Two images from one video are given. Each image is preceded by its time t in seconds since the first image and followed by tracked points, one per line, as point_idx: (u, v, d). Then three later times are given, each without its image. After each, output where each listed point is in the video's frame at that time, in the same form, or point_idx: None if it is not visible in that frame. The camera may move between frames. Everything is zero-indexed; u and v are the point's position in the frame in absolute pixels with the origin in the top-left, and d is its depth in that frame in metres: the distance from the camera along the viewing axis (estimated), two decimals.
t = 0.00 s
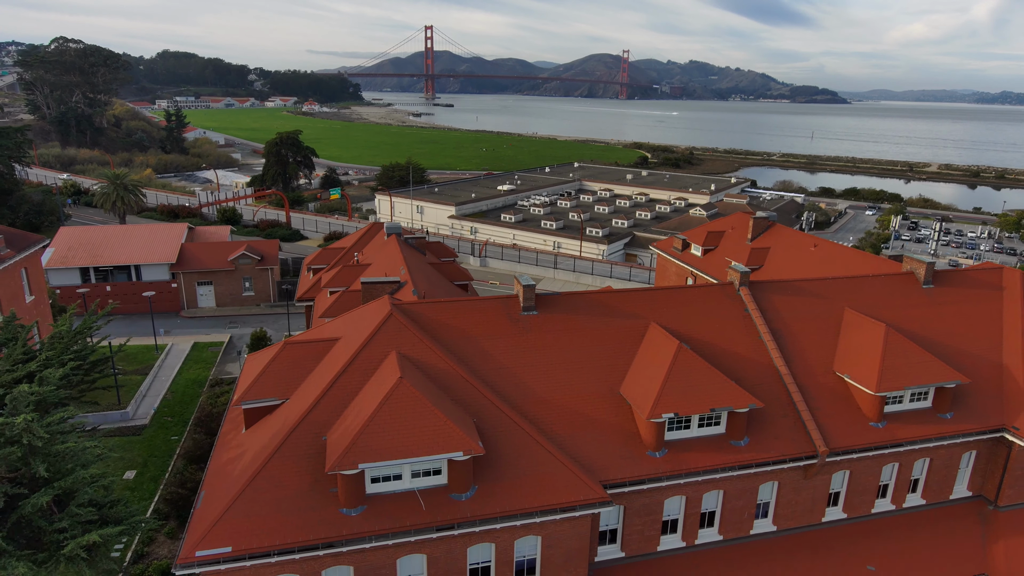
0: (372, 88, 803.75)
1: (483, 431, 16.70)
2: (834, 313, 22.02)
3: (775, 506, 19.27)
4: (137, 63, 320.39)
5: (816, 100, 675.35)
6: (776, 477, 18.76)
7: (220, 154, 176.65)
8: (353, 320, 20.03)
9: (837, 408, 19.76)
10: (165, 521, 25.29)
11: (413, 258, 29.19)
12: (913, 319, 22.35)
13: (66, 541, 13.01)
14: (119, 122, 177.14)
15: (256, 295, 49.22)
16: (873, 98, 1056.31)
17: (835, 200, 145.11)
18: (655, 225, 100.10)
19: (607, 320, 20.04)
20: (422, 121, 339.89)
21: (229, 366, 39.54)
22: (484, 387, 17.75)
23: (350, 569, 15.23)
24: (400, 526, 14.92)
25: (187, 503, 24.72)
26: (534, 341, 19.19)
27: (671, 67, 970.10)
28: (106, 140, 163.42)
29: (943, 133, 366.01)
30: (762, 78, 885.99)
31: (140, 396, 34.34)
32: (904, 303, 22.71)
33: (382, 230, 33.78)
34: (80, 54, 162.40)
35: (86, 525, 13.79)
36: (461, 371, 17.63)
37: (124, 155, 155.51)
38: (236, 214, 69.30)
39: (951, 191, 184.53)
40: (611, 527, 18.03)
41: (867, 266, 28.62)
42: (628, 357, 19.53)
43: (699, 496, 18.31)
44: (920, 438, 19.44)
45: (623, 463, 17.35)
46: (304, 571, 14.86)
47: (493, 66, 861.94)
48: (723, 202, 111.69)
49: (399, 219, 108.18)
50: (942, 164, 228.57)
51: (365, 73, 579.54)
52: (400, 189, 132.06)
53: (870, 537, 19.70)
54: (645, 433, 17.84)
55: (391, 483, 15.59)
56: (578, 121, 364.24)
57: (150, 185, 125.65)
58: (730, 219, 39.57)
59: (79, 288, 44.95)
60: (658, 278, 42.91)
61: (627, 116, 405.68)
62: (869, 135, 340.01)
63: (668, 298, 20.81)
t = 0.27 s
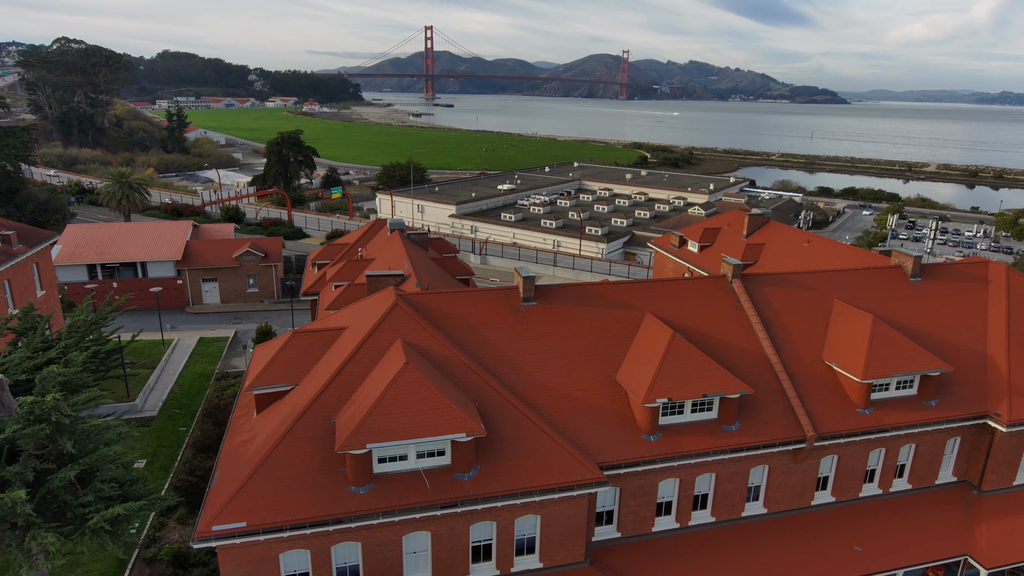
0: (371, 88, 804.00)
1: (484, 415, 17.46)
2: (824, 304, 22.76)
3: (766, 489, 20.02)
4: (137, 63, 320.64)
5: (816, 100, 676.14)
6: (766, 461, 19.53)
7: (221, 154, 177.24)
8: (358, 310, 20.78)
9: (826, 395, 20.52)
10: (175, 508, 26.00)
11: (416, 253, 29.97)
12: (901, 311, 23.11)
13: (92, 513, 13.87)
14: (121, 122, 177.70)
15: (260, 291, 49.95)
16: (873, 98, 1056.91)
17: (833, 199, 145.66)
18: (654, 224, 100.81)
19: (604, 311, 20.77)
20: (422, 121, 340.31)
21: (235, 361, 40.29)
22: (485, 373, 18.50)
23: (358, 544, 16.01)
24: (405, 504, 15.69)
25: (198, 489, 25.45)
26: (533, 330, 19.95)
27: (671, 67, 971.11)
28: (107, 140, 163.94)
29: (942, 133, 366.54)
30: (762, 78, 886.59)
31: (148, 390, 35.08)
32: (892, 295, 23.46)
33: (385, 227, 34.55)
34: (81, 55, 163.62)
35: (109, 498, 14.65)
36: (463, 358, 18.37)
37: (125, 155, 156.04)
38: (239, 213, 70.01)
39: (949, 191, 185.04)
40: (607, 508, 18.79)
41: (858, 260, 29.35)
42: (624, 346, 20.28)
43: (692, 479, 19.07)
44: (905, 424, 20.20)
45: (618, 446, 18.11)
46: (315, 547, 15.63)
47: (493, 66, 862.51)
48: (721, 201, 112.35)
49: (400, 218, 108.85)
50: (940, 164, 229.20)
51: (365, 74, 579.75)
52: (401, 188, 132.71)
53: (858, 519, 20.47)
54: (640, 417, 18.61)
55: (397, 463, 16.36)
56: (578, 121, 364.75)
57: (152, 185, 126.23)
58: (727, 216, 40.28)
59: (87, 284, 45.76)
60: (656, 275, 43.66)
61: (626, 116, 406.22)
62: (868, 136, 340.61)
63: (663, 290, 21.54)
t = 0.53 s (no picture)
0: (372, 88, 804.43)
1: (486, 400, 18.22)
2: (815, 297, 23.50)
3: (757, 474, 20.78)
4: (138, 64, 320.97)
5: (815, 100, 677.13)
6: (757, 446, 20.27)
7: (222, 155, 177.90)
8: (364, 302, 21.53)
9: (815, 383, 21.26)
10: (184, 496, 26.67)
11: (418, 249, 30.73)
12: (889, 303, 23.87)
13: (115, 490, 14.65)
14: (122, 122, 178.31)
15: (264, 288, 50.74)
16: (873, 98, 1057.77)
17: (832, 199, 146.19)
18: (653, 223, 101.53)
19: (601, 303, 21.52)
20: (422, 121, 340.91)
21: (241, 355, 41.09)
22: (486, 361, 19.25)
23: (365, 523, 16.77)
24: (410, 484, 16.41)
25: (209, 478, 26.21)
26: (532, 320, 20.70)
27: (671, 67, 971.68)
28: (109, 140, 164.53)
29: (941, 133, 367.06)
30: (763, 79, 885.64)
31: (156, 384, 35.83)
32: (880, 288, 24.21)
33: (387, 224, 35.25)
34: (83, 55, 165.05)
35: (130, 477, 15.42)
36: (465, 346, 19.15)
37: (127, 155, 156.64)
38: (242, 211, 70.75)
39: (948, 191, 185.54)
40: (604, 491, 19.55)
41: (849, 254, 30.16)
42: (621, 336, 21.01)
43: (686, 464, 19.82)
44: (891, 411, 20.92)
45: (615, 431, 18.88)
46: (324, 525, 16.40)
47: (493, 66, 863.18)
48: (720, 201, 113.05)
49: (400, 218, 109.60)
50: (939, 164, 229.81)
51: (365, 74, 580.35)
52: (402, 188, 133.45)
53: (846, 503, 21.22)
54: (635, 404, 19.36)
55: (403, 445, 17.10)
56: (578, 121, 365.40)
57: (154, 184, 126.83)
58: (723, 214, 41.06)
59: (94, 281, 46.50)
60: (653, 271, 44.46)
61: (626, 117, 406.85)
62: (867, 136, 341.17)
63: (659, 284, 22.31)
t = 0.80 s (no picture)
0: (372, 89, 804.93)
1: (487, 387, 18.98)
2: (806, 290, 24.25)
3: (749, 460, 21.51)
4: (139, 64, 321.32)
5: (815, 100, 678.21)
6: (748, 433, 21.01)
7: (223, 155, 178.46)
8: (369, 295, 22.28)
9: (805, 373, 22.00)
10: (193, 484, 27.36)
11: (420, 245, 31.45)
12: (878, 296, 24.62)
13: (133, 470, 15.35)
14: (124, 122, 178.91)
15: (267, 285, 51.54)
16: (873, 99, 1058.56)
17: (830, 199, 146.84)
18: (652, 222, 102.25)
19: (599, 296, 22.26)
20: (422, 121, 341.53)
21: (245, 350, 41.81)
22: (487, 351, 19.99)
23: (372, 505, 17.51)
24: (415, 467, 17.14)
25: (218, 467, 26.94)
26: (532, 312, 21.45)
27: (671, 68, 972.58)
28: (111, 140, 165.08)
29: (940, 134, 367.79)
30: (763, 79, 886.28)
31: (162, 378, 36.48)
32: (869, 282, 24.98)
33: (389, 221, 36.01)
34: (85, 55, 164.85)
35: (147, 460, 16.12)
36: (467, 337, 19.88)
37: (129, 155, 157.21)
38: (245, 210, 71.49)
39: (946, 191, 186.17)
40: (601, 477, 20.29)
41: (840, 249, 30.89)
42: (618, 328, 21.76)
43: (680, 450, 20.54)
44: (878, 400, 21.67)
45: (611, 418, 19.63)
46: (332, 506, 17.14)
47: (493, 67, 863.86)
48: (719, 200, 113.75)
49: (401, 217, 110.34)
50: (938, 164, 230.55)
51: (365, 75, 580.81)
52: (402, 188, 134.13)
53: (835, 489, 21.95)
54: (631, 391, 20.11)
55: (408, 430, 17.85)
56: (578, 122, 366.17)
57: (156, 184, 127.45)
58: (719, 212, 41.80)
59: (101, 278, 47.25)
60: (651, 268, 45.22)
61: (626, 117, 407.57)
62: (867, 136, 341.87)
63: (655, 278, 23.04)
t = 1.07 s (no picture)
0: (372, 89, 805.16)
1: (489, 376, 19.72)
2: (798, 284, 24.97)
3: (742, 449, 22.24)
4: (139, 64, 321.59)
5: (815, 100, 679.32)
6: (741, 422, 21.74)
7: (224, 155, 179.00)
8: (374, 289, 23.02)
9: (796, 365, 22.73)
10: (202, 474, 28.05)
11: (422, 242, 32.20)
12: (868, 291, 25.33)
13: (151, 453, 16.17)
14: (125, 122, 179.46)
15: (271, 283, 52.26)
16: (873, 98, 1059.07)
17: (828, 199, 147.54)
18: (651, 222, 102.91)
19: (597, 290, 22.97)
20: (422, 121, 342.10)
21: (250, 346, 42.50)
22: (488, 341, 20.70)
23: (378, 488, 18.23)
24: (419, 451, 17.87)
25: (225, 457, 27.66)
26: (532, 305, 22.18)
27: (670, 68, 973.15)
28: (112, 140, 165.63)
29: (940, 134, 368.53)
30: (763, 79, 887.00)
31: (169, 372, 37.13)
32: (860, 277, 25.69)
33: (391, 219, 36.79)
34: (87, 56, 165.21)
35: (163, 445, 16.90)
36: (469, 328, 20.62)
37: (130, 155, 157.75)
38: (248, 209, 72.18)
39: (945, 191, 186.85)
40: (598, 463, 21.06)
41: (833, 245, 31.63)
42: (615, 321, 22.47)
43: (674, 438, 21.29)
44: (867, 390, 22.39)
45: (608, 406, 20.35)
46: (340, 489, 17.86)
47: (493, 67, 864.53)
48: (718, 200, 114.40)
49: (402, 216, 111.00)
50: (937, 164, 231.29)
51: (365, 75, 581.07)
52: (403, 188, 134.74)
53: (824, 477, 22.68)
54: (627, 381, 20.83)
55: (413, 417, 18.58)
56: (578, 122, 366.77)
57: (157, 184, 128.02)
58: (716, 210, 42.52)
59: (108, 275, 47.96)
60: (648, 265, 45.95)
61: (626, 117, 408.21)
62: (866, 136, 342.57)
63: (650, 273, 23.78)
